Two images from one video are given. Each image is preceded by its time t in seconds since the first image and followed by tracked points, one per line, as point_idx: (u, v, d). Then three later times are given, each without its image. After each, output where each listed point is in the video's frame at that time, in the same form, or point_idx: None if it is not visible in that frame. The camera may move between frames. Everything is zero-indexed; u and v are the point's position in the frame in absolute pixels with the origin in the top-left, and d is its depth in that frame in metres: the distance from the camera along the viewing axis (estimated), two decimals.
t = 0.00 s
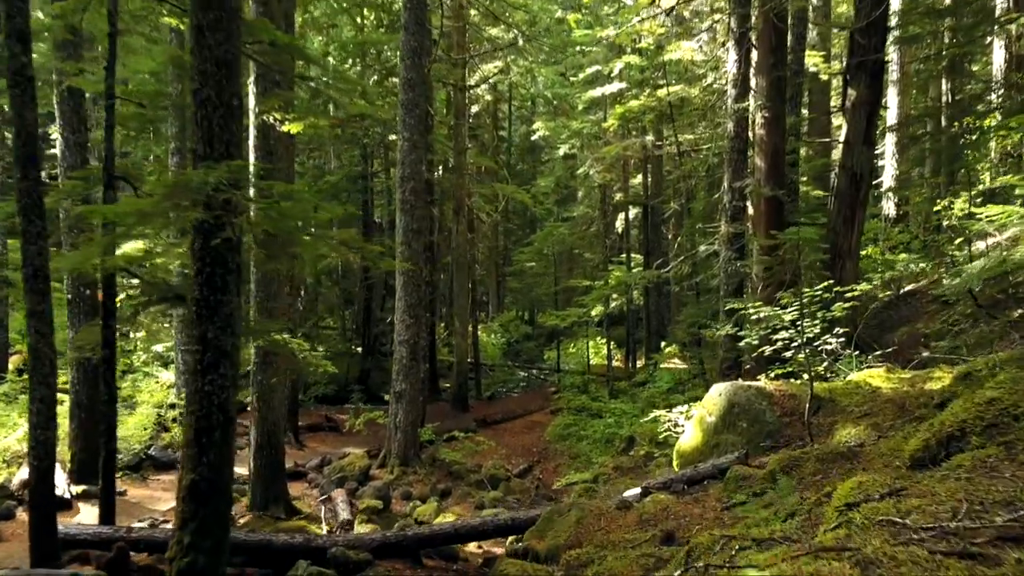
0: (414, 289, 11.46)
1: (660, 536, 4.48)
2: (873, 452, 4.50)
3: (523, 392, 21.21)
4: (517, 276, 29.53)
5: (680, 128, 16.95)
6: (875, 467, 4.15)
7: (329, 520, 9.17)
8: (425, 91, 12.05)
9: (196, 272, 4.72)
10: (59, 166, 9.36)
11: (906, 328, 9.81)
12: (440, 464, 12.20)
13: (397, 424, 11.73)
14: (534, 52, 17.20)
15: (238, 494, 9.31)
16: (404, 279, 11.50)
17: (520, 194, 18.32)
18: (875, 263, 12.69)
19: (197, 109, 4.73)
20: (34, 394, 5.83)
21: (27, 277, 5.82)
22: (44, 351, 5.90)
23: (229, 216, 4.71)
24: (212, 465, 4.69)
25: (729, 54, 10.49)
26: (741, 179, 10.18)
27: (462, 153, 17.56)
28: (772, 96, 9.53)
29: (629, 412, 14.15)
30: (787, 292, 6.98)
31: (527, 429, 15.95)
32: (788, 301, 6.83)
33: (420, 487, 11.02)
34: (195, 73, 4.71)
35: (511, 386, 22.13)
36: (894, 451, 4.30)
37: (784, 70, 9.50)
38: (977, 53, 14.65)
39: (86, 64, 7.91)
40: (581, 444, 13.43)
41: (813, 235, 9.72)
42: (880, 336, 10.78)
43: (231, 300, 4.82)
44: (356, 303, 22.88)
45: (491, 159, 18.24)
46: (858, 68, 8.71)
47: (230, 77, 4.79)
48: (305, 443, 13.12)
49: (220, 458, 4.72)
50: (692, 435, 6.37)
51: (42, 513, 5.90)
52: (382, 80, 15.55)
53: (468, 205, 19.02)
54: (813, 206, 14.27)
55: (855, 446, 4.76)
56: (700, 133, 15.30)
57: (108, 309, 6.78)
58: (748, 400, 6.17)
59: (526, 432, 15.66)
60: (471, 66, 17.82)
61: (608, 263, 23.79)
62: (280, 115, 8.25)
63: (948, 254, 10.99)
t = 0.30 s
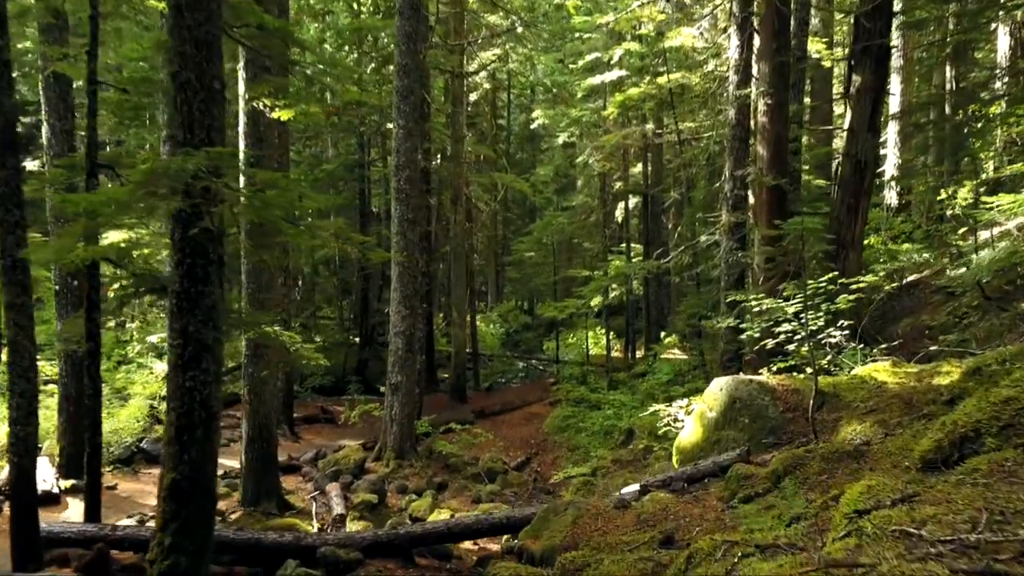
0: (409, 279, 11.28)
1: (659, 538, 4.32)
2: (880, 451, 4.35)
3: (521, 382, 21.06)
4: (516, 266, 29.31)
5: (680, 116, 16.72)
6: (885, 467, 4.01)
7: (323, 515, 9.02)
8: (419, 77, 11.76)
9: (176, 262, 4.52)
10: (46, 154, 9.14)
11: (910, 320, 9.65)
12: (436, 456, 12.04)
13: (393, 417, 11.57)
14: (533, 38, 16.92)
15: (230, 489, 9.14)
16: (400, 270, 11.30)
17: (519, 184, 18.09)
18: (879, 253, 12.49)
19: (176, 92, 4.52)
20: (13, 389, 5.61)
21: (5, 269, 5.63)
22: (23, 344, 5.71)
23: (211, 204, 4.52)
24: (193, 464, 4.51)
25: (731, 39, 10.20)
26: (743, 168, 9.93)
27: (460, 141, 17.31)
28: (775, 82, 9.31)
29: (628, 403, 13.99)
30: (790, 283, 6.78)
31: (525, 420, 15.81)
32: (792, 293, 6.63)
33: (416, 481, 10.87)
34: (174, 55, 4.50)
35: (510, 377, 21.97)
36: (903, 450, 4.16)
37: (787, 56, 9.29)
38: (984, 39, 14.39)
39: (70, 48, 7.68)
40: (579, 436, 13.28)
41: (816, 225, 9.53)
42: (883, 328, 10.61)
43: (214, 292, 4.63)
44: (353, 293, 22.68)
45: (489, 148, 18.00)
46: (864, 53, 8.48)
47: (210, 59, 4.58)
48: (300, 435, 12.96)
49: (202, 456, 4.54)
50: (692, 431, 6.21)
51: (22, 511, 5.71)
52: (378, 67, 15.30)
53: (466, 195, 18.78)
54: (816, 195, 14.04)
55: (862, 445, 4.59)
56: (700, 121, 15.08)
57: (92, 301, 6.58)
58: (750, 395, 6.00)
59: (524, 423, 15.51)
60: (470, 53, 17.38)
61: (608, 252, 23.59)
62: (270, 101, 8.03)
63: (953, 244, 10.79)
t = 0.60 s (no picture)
0: (404, 270, 11.09)
1: (658, 541, 4.15)
2: (888, 450, 4.18)
3: (520, 373, 20.90)
4: (514, 255, 29.08)
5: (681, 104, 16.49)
6: (894, 469, 3.84)
7: (317, 510, 8.87)
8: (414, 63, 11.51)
9: (155, 255, 4.33)
10: (32, 142, 8.91)
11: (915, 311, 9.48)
12: (433, 449, 11.88)
13: (389, 409, 11.41)
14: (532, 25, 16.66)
15: (222, 484, 8.99)
16: (395, 261, 11.11)
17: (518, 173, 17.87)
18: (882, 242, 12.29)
19: (153, 76, 4.31)
20: None
21: None
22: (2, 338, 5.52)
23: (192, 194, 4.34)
24: (173, 465, 4.34)
25: (733, 23, 9.95)
26: (744, 156, 9.81)
27: (457, 130, 17.06)
28: (779, 68, 9.07)
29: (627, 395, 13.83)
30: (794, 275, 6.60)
31: (523, 411, 15.66)
32: (796, 285, 6.43)
33: (412, 474, 10.72)
34: (151, 38, 4.29)
35: (508, 368, 21.83)
36: (913, 449, 4.00)
37: (790, 41, 9.03)
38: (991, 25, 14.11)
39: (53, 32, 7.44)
40: (578, 428, 13.12)
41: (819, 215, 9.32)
42: (886, 319, 10.43)
43: (195, 285, 4.43)
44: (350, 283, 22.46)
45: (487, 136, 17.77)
46: (869, 38, 8.25)
47: (189, 41, 4.36)
48: (295, 428, 12.80)
49: (182, 456, 4.37)
50: (693, 427, 6.05)
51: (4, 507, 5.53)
52: (374, 54, 15.05)
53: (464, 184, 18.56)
54: (818, 184, 13.83)
55: (869, 444, 4.42)
56: (701, 109, 14.84)
57: (75, 294, 6.38)
58: (752, 390, 5.83)
59: (522, 415, 15.36)
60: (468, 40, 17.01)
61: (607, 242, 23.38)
62: (259, 88, 7.80)
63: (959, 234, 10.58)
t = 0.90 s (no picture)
0: (400, 260, 10.91)
1: (658, 545, 3.99)
2: (898, 450, 4.03)
3: (518, 364, 20.73)
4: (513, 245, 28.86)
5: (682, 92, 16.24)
6: (905, 471, 3.71)
7: (311, 505, 8.72)
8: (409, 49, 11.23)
9: (132, 247, 4.14)
10: (17, 130, 8.70)
11: (919, 303, 9.30)
12: (429, 442, 11.73)
13: (384, 402, 11.25)
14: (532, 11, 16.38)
15: (213, 478, 8.83)
16: (390, 251, 10.92)
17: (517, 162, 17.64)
18: (885, 232, 12.09)
19: (129, 59, 4.10)
20: None
21: None
22: None
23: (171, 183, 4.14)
24: (153, 465, 4.18)
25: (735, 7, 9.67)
26: (747, 144, 9.51)
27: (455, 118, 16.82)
28: (782, 54, 8.86)
29: (626, 386, 13.67)
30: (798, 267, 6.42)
31: (521, 403, 15.52)
32: (801, 277, 6.23)
33: (408, 468, 10.58)
34: (126, 19, 4.08)
35: (506, 359, 21.67)
36: (924, 450, 3.86)
37: (794, 26, 8.79)
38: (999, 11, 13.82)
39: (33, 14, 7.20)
40: (576, 421, 12.96)
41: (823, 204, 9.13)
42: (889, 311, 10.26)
43: (174, 279, 4.24)
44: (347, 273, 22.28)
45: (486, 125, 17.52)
46: (875, 23, 8.03)
47: (168, 22, 4.16)
48: (290, 420, 12.64)
49: (162, 455, 4.20)
50: (693, 423, 5.88)
51: None
52: (370, 41, 14.79)
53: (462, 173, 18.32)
54: (821, 173, 13.61)
55: (878, 444, 4.26)
56: (702, 97, 14.60)
57: (58, 286, 6.19)
58: (755, 386, 5.65)
59: (520, 407, 15.21)
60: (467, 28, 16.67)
61: (607, 232, 23.16)
62: (248, 73, 7.57)
63: (965, 224, 10.39)
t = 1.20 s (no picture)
0: (395, 252, 10.72)
1: (657, 551, 3.82)
2: (908, 450, 3.89)
3: (517, 355, 20.57)
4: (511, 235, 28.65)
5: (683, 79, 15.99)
6: (916, 475, 3.56)
7: (305, 501, 8.56)
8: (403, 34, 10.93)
9: (107, 239, 3.93)
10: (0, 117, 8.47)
11: (925, 295, 9.13)
12: (426, 435, 11.58)
13: (380, 395, 11.09)
14: None
15: (204, 473, 8.67)
16: (385, 242, 10.73)
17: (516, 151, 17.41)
18: (888, 222, 11.90)
19: (102, 41, 3.89)
20: None
21: None
22: None
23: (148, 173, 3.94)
24: (131, 467, 3.99)
25: None
26: (749, 133, 9.15)
27: (453, 106, 16.56)
28: (785, 40, 8.62)
29: (625, 378, 13.52)
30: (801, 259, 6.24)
31: (519, 395, 15.39)
32: (805, 270, 6.03)
33: (404, 462, 10.44)
34: None
35: (505, 350, 21.55)
36: (936, 452, 3.71)
37: (798, 11, 8.53)
38: None
39: None
40: (575, 413, 12.82)
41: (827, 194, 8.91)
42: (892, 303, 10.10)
43: (152, 272, 4.04)
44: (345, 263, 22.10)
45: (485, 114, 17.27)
46: (881, 7, 7.80)
47: (143, 1, 3.94)
48: (285, 413, 12.50)
49: (141, 457, 4.02)
50: (693, 419, 5.72)
51: None
52: (366, 27, 14.53)
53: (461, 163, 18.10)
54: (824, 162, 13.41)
55: (887, 443, 4.11)
56: (703, 85, 14.37)
57: (39, 278, 5.99)
58: (758, 381, 5.49)
59: (518, 399, 15.09)
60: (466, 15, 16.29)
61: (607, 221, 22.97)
62: (236, 59, 7.34)
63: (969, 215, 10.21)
